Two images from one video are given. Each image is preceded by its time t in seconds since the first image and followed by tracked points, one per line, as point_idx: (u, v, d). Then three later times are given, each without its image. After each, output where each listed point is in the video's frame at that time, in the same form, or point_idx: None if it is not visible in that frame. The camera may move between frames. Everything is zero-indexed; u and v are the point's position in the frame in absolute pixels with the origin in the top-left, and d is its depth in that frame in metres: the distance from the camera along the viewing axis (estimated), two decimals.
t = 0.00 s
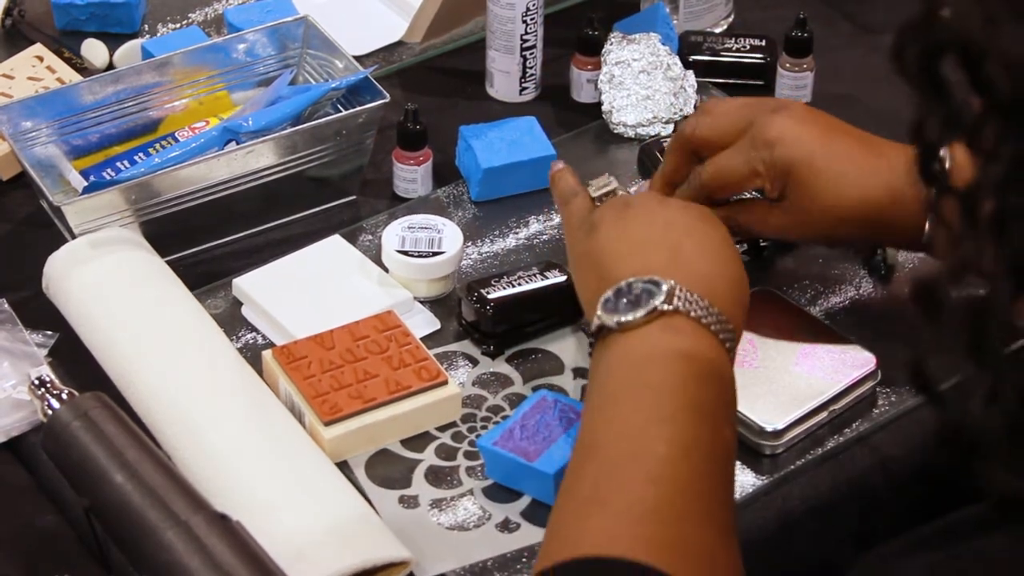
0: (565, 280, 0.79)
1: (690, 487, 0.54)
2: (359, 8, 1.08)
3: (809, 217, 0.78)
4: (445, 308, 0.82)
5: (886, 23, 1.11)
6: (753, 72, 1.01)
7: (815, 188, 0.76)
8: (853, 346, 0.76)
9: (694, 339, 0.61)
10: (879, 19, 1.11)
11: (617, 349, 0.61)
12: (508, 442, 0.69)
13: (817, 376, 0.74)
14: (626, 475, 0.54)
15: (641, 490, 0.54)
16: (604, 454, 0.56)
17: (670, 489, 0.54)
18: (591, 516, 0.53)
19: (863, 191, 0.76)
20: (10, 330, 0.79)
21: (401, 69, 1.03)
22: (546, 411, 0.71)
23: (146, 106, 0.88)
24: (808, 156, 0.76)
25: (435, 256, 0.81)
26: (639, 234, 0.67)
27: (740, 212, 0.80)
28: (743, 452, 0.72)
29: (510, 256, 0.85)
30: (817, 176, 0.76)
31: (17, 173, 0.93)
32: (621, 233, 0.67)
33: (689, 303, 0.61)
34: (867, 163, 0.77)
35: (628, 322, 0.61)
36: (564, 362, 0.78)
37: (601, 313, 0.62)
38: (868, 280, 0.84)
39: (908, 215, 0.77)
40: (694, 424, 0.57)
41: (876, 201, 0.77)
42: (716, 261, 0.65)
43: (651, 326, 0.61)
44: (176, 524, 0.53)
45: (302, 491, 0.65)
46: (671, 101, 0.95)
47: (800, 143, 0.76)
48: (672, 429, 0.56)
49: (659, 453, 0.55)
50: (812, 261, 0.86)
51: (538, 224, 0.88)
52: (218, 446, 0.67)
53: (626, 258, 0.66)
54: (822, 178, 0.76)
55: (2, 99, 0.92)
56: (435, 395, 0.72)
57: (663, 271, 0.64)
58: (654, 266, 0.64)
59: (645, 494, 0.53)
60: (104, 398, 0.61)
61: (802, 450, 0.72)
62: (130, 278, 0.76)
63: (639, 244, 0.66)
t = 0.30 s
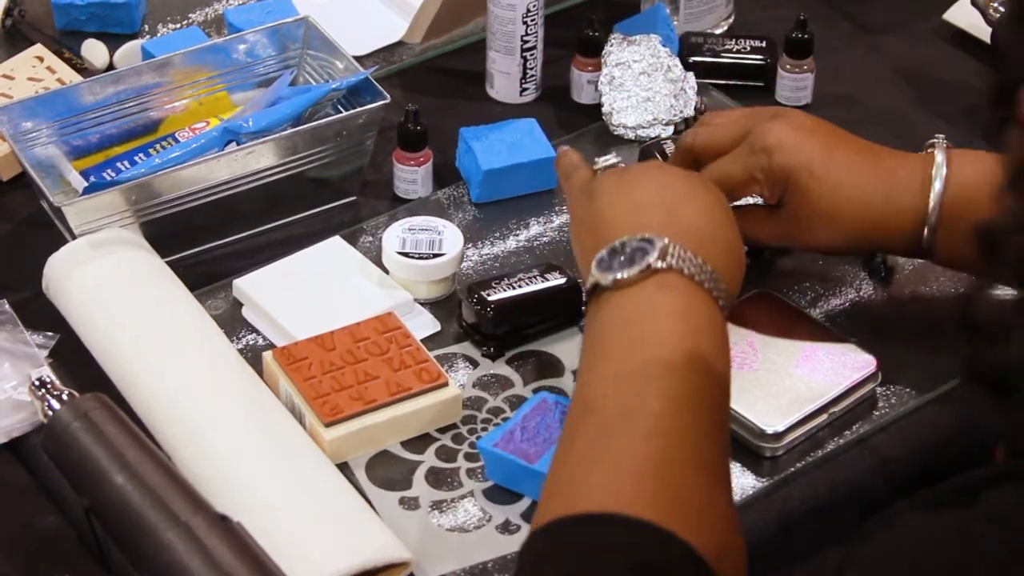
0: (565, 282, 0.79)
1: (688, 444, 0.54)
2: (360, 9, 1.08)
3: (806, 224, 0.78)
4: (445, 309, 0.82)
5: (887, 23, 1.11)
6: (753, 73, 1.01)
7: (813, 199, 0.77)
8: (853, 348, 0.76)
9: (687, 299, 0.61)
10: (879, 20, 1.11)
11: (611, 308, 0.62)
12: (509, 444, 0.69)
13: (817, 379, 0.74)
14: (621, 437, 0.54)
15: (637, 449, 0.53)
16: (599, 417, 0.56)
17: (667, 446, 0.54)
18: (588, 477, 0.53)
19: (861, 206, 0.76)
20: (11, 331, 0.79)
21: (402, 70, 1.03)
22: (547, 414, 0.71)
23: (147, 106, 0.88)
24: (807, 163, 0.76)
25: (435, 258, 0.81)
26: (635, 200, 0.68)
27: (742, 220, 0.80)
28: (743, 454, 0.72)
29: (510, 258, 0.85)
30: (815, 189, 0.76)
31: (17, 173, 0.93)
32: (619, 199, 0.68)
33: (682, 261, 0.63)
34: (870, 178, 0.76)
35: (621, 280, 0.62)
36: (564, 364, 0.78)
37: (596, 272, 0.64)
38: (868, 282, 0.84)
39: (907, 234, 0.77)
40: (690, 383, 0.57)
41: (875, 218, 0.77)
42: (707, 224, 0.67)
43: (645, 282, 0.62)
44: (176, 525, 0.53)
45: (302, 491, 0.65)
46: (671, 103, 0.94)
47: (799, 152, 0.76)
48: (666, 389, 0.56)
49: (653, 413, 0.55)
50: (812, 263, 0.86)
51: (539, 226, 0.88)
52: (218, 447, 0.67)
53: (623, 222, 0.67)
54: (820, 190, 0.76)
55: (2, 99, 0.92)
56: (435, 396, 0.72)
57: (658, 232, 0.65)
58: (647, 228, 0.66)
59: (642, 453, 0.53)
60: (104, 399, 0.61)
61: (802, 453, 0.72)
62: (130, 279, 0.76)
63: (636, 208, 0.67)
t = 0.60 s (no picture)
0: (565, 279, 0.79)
1: (706, 410, 0.54)
2: (359, 8, 1.08)
3: (803, 191, 0.78)
4: (445, 307, 0.82)
5: (886, 23, 1.11)
6: (753, 72, 1.01)
7: (807, 161, 0.76)
8: (853, 346, 0.76)
9: (694, 260, 0.61)
10: (879, 19, 1.11)
11: (616, 274, 0.62)
12: (507, 440, 0.69)
13: (817, 375, 0.74)
14: (638, 402, 0.54)
15: (655, 413, 0.53)
16: (614, 380, 0.55)
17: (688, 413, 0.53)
18: (605, 441, 0.53)
19: (857, 165, 0.76)
20: (10, 330, 0.79)
21: (401, 69, 1.03)
22: (546, 410, 0.71)
23: (146, 106, 0.88)
24: (799, 128, 0.75)
25: (434, 255, 0.81)
26: (638, 168, 0.69)
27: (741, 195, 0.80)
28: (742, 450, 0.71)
29: (509, 255, 0.85)
30: (807, 147, 0.75)
31: (17, 173, 0.93)
32: (618, 173, 0.69)
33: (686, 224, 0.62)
34: (864, 136, 0.76)
35: (625, 244, 0.62)
36: (563, 361, 0.78)
37: (598, 238, 0.64)
38: (868, 279, 0.84)
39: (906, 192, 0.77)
40: (705, 345, 0.56)
41: (872, 178, 0.76)
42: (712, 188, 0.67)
43: (651, 247, 0.62)
44: (176, 525, 0.53)
45: (303, 492, 0.65)
46: (671, 101, 0.95)
47: (787, 117, 0.75)
48: (682, 350, 0.56)
49: (669, 374, 0.55)
50: (812, 260, 0.86)
51: (538, 224, 0.88)
52: (218, 446, 0.67)
53: (624, 193, 0.67)
54: (813, 150, 0.75)
55: (2, 99, 0.92)
56: (435, 393, 0.72)
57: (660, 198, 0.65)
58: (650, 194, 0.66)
59: (659, 416, 0.53)
60: (103, 398, 0.61)
61: (802, 449, 0.72)
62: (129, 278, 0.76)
63: (637, 179, 0.68)
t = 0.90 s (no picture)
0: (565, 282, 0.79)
1: (707, 442, 0.54)
2: (359, 8, 1.08)
3: (797, 214, 0.78)
4: (445, 309, 0.82)
5: (887, 23, 1.11)
6: (753, 73, 1.01)
7: (802, 183, 0.76)
8: (853, 347, 0.76)
9: (694, 303, 0.62)
10: (879, 19, 1.11)
11: (617, 313, 0.63)
12: (508, 443, 0.69)
13: (817, 377, 0.74)
14: (641, 437, 0.54)
15: (657, 451, 0.53)
16: (616, 418, 0.56)
17: (691, 447, 0.53)
18: (608, 478, 0.53)
19: (850, 191, 0.76)
20: (11, 331, 0.79)
21: (401, 70, 1.03)
22: (546, 413, 0.71)
23: (146, 106, 0.88)
24: (794, 152, 0.76)
25: (435, 257, 0.81)
26: (637, 204, 0.70)
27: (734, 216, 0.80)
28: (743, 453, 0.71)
29: (509, 256, 0.85)
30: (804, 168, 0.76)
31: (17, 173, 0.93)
32: (617, 207, 0.70)
33: (685, 266, 0.64)
34: (857, 160, 0.76)
35: (626, 285, 0.63)
36: (563, 363, 0.78)
37: (598, 279, 0.65)
38: (868, 282, 0.84)
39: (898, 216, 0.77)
40: (705, 382, 0.57)
41: (865, 202, 0.77)
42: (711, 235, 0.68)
43: (651, 286, 0.63)
44: (176, 525, 0.53)
45: (303, 493, 0.65)
46: (671, 102, 0.95)
47: (783, 140, 0.76)
48: (682, 386, 0.56)
49: (673, 411, 0.55)
50: (812, 262, 0.86)
51: (538, 225, 0.88)
52: (218, 446, 0.67)
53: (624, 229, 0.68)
54: (808, 174, 0.76)
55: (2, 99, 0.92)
56: (435, 395, 0.72)
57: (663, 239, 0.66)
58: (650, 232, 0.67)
59: (662, 455, 0.53)
60: (103, 398, 0.61)
61: (802, 451, 0.72)
62: (130, 278, 0.76)
63: (637, 215, 0.69)
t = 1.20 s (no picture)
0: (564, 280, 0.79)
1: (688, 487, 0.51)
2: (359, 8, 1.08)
3: (787, 187, 0.77)
4: (444, 306, 0.82)
5: (887, 22, 1.11)
6: (753, 72, 1.01)
7: (791, 154, 0.75)
8: (854, 345, 0.76)
9: (663, 325, 0.58)
10: (879, 19, 1.11)
11: (589, 353, 0.59)
12: (507, 440, 0.69)
13: (817, 376, 0.73)
14: (618, 489, 0.51)
15: (636, 501, 0.50)
16: (590, 468, 0.52)
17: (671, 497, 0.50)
18: (594, 525, 0.50)
19: (841, 161, 0.75)
20: (11, 330, 0.79)
21: (401, 69, 1.03)
22: (545, 410, 0.71)
23: (146, 106, 0.88)
24: (785, 119, 0.75)
25: (434, 255, 0.81)
26: (602, 233, 0.64)
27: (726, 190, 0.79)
28: (742, 451, 0.71)
29: (508, 254, 0.85)
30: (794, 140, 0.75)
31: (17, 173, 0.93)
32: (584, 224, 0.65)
33: (648, 295, 0.59)
34: (848, 132, 0.76)
35: (591, 327, 0.60)
36: (563, 360, 0.78)
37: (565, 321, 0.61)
38: (867, 279, 0.84)
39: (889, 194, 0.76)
40: (679, 419, 0.53)
41: (858, 178, 0.76)
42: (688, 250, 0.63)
43: (620, 318, 0.59)
44: (176, 525, 0.53)
45: (303, 493, 0.65)
46: (671, 99, 0.94)
47: (774, 107, 0.76)
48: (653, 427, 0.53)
49: (646, 455, 0.51)
50: (812, 259, 0.86)
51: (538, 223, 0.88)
52: (218, 446, 0.67)
53: (589, 263, 0.63)
54: (797, 143, 0.75)
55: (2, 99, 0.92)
56: (435, 394, 0.72)
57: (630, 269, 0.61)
58: (620, 265, 0.62)
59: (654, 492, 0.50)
60: (102, 398, 0.61)
61: (802, 448, 0.72)
62: (129, 278, 0.76)
63: (603, 247, 0.63)
